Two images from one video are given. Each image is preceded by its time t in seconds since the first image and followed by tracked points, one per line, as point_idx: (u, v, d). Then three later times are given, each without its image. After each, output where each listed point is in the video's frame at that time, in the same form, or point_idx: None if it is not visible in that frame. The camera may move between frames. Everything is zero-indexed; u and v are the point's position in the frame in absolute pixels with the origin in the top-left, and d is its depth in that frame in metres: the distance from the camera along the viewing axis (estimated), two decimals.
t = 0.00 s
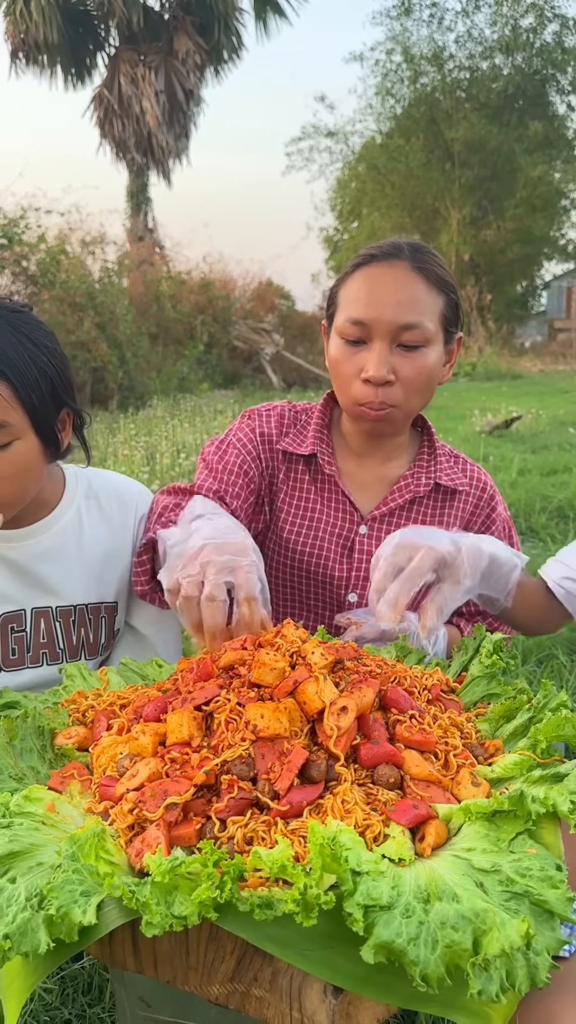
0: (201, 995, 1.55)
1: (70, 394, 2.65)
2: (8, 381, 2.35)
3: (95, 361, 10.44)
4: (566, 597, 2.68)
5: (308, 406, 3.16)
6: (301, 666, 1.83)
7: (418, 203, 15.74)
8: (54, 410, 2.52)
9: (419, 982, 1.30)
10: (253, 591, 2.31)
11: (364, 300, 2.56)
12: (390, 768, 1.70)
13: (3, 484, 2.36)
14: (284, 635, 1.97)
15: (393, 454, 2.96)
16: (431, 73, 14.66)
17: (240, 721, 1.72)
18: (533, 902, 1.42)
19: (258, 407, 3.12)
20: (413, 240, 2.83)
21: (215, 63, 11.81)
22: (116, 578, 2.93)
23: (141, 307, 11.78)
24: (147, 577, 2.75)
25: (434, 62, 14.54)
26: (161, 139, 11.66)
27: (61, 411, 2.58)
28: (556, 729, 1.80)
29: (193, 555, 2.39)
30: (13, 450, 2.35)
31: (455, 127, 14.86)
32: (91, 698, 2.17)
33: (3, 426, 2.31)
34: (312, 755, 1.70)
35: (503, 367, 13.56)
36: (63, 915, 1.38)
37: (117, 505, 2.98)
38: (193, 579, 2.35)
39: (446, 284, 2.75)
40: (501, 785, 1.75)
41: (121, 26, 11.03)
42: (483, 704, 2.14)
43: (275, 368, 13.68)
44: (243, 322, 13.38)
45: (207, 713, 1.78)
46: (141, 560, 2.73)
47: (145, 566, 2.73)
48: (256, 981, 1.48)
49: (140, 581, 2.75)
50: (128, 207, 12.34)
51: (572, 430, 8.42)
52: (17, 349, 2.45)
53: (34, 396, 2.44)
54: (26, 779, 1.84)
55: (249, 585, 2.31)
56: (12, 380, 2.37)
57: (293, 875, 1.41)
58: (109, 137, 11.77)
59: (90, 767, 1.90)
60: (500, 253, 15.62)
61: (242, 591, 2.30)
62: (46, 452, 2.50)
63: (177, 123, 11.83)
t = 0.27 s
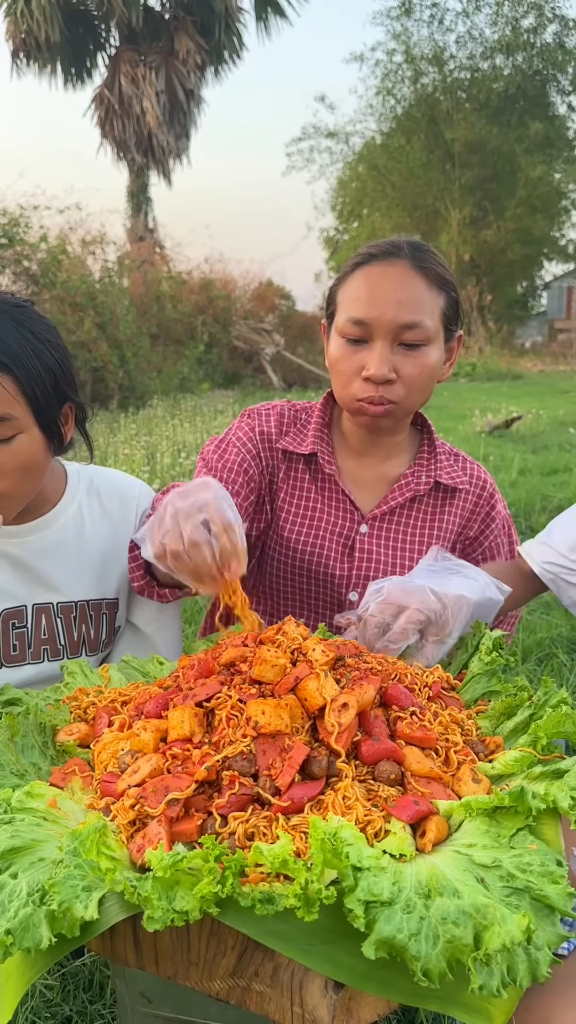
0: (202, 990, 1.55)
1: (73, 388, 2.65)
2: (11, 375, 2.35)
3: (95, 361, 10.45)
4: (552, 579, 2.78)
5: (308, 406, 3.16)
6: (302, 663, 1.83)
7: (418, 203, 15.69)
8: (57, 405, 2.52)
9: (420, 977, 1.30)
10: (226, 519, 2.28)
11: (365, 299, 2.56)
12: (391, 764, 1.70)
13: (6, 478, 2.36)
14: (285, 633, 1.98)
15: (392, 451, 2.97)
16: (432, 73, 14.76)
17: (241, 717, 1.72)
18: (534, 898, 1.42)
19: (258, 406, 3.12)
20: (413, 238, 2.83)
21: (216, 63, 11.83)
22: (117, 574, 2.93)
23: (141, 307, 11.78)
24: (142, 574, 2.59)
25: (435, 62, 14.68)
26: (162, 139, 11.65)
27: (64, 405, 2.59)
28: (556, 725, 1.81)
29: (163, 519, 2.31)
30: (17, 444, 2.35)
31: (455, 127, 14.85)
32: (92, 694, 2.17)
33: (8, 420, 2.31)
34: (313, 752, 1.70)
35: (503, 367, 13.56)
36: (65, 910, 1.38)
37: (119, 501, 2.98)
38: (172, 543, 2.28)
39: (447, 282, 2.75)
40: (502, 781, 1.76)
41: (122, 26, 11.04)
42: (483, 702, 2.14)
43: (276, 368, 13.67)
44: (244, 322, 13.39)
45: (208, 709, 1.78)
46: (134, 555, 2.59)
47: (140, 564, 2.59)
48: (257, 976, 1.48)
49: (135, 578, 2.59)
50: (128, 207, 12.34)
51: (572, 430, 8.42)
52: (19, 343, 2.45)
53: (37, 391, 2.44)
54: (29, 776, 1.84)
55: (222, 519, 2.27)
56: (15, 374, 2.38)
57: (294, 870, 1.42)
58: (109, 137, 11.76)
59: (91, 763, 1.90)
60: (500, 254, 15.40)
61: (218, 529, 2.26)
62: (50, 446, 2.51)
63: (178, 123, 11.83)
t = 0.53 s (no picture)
0: (201, 988, 1.55)
1: (72, 391, 2.66)
2: (11, 381, 2.36)
3: (95, 361, 10.46)
4: (552, 591, 2.63)
5: (305, 405, 3.16)
6: (301, 661, 1.83)
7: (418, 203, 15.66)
8: (56, 408, 2.53)
9: (419, 973, 1.31)
10: (216, 462, 2.27)
11: (360, 299, 2.56)
12: (390, 761, 1.70)
13: (6, 482, 2.37)
14: (284, 630, 1.98)
15: (389, 449, 2.97)
16: (432, 73, 14.78)
17: (240, 715, 1.73)
18: (532, 894, 1.43)
19: (255, 406, 3.12)
20: (409, 237, 2.83)
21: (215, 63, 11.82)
22: (117, 573, 2.93)
23: (141, 307, 11.77)
24: (140, 564, 2.53)
25: (434, 62, 14.73)
26: (161, 138, 11.67)
27: (64, 409, 2.60)
28: (555, 722, 1.81)
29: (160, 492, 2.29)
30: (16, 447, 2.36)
31: (455, 128, 14.84)
32: (92, 692, 2.18)
33: (7, 426, 2.32)
34: (313, 749, 1.71)
35: (502, 367, 13.56)
36: (64, 906, 1.39)
37: (118, 501, 2.99)
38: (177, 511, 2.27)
39: (442, 282, 2.75)
40: (500, 779, 1.76)
41: (122, 26, 11.03)
42: (482, 699, 2.15)
43: (275, 368, 13.65)
44: (243, 322, 13.39)
45: (207, 707, 1.79)
46: (128, 549, 2.54)
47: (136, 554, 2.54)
48: (256, 973, 1.48)
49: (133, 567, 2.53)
50: (128, 207, 12.33)
51: (571, 430, 8.42)
52: (20, 348, 2.45)
53: (37, 396, 2.45)
54: (28, 773, 1.85)
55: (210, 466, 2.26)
56: (15, 379, 2.38)
57: (293, 866, 1.42)
58: (109, 137, 11.77)
59: (91, 761, 1.91)
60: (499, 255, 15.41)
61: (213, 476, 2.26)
62: (49, 450, 2.52)
63: (178, 123, 11.83)
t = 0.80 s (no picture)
0: (200, 985, 1.55)
1: (72, 389, 2.66)
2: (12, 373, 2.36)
3: (95, 361, 10.46)
4: (549, 588, 2.70)
5: (302, 405, 3.16)
6: (300, 659, 1.84)
7: (417, 203, 15.61)
8: (56, 404, 2.53)
9: (417, 969, 1.31)
10: (209, 517, 2.30)
11: (355, 298, 2.56)
12: (388, 760, 1.71)
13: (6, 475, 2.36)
14: (283, 629, 1.99)
15: (387, 447, 2.97)
16: (431, 73, 14.79)
17: (239, 713, 1.73)
18: (530, 891, 1.43)
19: (253, 406, 3.13)
20: (404, 237, 2.84)
21: (215, 63, 11.81)
22: (116, 571, 2.94)
23: (140, 307, 11.77)
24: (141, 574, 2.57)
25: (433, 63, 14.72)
26: (161, 139, 11.68)
27: (63, 406, 2.60)
28: (553, 721, 1.82)
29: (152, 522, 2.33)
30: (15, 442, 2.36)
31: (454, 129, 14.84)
32: (91, 691, 2.18)
33: (7, 418, 2.32)
34: (312, 747, 1.71)
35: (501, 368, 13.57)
36: (64, 904, 1.39)
37: (117, 500, 3.00)
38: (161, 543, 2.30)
39: (438, 281, 2.76)
40: (498, 777, 1.77)
41: (121, 26, 11.03)
42: (481, 697, 2.15)
43: (274, 368, 13.64)
44: (242, 322, 13.39)
45: (206, 706, 1.79)
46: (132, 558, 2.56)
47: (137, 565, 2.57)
48: (255, 970, 1.48)
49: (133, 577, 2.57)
50: (127, 207, 12.33)
51: (570, 430, 8.43)
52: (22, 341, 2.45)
53: (37, 389, 2.45)
54: (28, 772, 1.85)
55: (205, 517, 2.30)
56: (15, 372, 2.38)
57: (292, 864, 1.42)
58: (108, 137, 11.77)
59: (90, 760, 1.91)
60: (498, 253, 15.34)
61: (203, 530, 2.28)
62: (48, 446, 2.51)
63: (177, 123, 11.83)
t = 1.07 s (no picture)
0: (199, 982, 1.56)
1: (72, 380, 2.68)
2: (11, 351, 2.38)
3: (94, 361, 10.47)
4: (542, 577, 2.65)
5: (301, 404, 3.16)
6: (299, 658, 1.84)
7: (415, 203, 15.63)
8: (55, 389, 2.54)
9: (415, 966, 1.32)
10: (200, 441, 2.24)
11: (351, 298, 2.57)
12: (387, 758, 1.71)
13: (5, 455, 2.34)
14: (283, 627, 1.99)
15: (385, 446, 2.98)
16: (429, 74, 14.81)
17: (239, 711, 1.74)
18: (528, 888, 1.44)
19: (251, 406, 3.13)
20: (401, 237, 2.85)
21: (213, 62, 11.79)
22: (115, 570, 2.94)
23: (139, 307, 11.77)
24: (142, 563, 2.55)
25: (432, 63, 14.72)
26: (159, 138, 11.69)
27: (62, 394, 2.60)
28: (551, 719, 1.82)
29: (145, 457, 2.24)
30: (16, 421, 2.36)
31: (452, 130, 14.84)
32: (90, 690, 2.19)
33: (5, 394, 2.33)
34: (311, 745, 1.71)
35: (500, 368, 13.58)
36: (63, 901, 1.40)
37: (116, 499, 3.00)
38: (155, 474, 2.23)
39: (435, 282, 2.76)
40: (497, 775, 1.77)
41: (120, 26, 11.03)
42: (479, 696, 2.16)
43: (273, 368, 13.62)
44: (241, 322, 13.39)
45: (205, 704, 1.80)
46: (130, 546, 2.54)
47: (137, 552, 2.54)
48: (254, 968, 1.49)
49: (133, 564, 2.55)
50: (126, 206, 12.32)
51: (569, 430, 8.44)
52: (22, 324, 2.48)
53: (36, 370, 2.46)
54: (27, 770, 1.85)
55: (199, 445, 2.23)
56: (15, 351, 2.41)
57: (291, 861, 1.43)
58: (107, 137, 11.77)
59: (89, 759, 1.91)
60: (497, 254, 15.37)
61: (197, 457, 2.23)
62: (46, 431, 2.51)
63: (176, 123, 11.82)
